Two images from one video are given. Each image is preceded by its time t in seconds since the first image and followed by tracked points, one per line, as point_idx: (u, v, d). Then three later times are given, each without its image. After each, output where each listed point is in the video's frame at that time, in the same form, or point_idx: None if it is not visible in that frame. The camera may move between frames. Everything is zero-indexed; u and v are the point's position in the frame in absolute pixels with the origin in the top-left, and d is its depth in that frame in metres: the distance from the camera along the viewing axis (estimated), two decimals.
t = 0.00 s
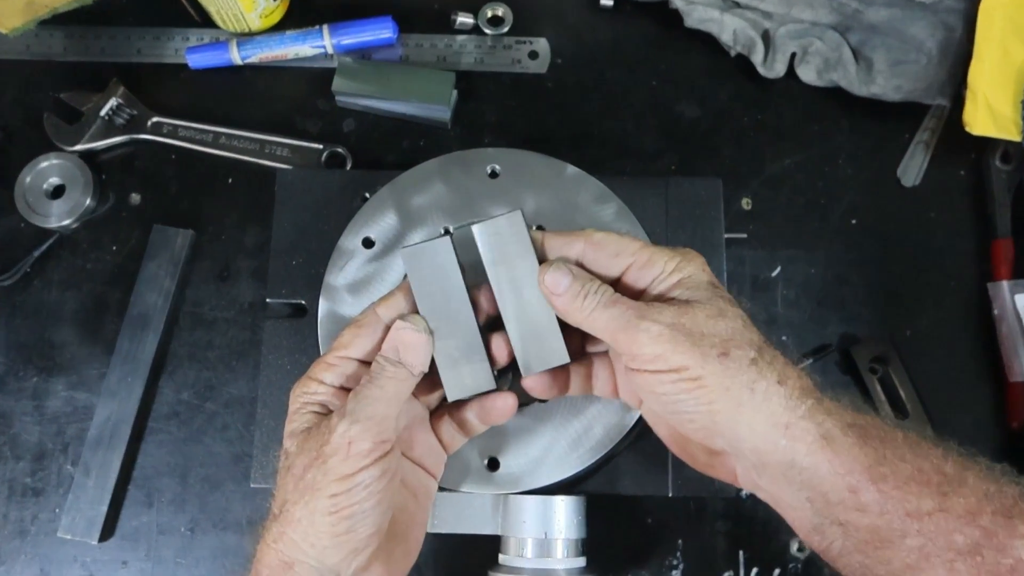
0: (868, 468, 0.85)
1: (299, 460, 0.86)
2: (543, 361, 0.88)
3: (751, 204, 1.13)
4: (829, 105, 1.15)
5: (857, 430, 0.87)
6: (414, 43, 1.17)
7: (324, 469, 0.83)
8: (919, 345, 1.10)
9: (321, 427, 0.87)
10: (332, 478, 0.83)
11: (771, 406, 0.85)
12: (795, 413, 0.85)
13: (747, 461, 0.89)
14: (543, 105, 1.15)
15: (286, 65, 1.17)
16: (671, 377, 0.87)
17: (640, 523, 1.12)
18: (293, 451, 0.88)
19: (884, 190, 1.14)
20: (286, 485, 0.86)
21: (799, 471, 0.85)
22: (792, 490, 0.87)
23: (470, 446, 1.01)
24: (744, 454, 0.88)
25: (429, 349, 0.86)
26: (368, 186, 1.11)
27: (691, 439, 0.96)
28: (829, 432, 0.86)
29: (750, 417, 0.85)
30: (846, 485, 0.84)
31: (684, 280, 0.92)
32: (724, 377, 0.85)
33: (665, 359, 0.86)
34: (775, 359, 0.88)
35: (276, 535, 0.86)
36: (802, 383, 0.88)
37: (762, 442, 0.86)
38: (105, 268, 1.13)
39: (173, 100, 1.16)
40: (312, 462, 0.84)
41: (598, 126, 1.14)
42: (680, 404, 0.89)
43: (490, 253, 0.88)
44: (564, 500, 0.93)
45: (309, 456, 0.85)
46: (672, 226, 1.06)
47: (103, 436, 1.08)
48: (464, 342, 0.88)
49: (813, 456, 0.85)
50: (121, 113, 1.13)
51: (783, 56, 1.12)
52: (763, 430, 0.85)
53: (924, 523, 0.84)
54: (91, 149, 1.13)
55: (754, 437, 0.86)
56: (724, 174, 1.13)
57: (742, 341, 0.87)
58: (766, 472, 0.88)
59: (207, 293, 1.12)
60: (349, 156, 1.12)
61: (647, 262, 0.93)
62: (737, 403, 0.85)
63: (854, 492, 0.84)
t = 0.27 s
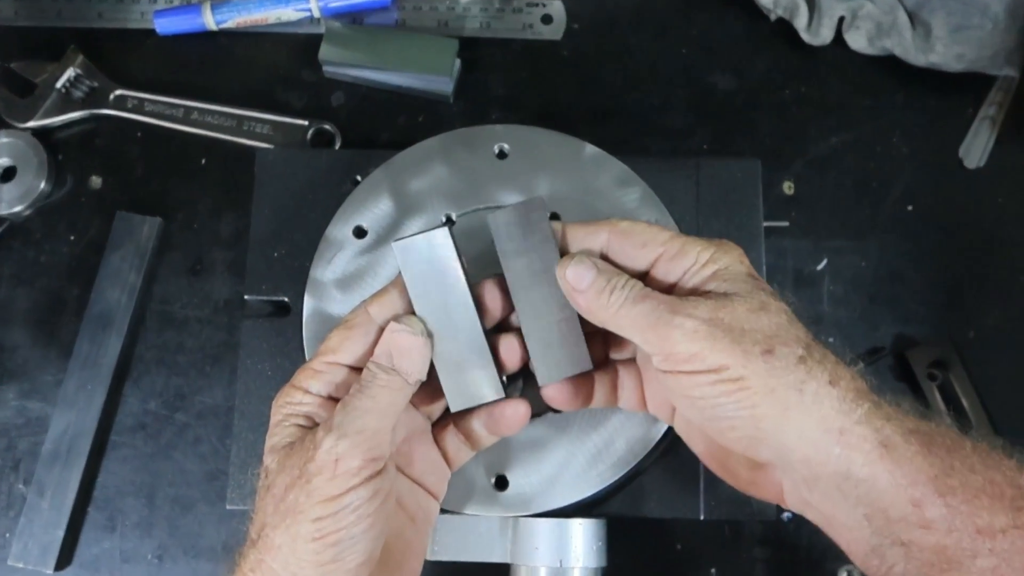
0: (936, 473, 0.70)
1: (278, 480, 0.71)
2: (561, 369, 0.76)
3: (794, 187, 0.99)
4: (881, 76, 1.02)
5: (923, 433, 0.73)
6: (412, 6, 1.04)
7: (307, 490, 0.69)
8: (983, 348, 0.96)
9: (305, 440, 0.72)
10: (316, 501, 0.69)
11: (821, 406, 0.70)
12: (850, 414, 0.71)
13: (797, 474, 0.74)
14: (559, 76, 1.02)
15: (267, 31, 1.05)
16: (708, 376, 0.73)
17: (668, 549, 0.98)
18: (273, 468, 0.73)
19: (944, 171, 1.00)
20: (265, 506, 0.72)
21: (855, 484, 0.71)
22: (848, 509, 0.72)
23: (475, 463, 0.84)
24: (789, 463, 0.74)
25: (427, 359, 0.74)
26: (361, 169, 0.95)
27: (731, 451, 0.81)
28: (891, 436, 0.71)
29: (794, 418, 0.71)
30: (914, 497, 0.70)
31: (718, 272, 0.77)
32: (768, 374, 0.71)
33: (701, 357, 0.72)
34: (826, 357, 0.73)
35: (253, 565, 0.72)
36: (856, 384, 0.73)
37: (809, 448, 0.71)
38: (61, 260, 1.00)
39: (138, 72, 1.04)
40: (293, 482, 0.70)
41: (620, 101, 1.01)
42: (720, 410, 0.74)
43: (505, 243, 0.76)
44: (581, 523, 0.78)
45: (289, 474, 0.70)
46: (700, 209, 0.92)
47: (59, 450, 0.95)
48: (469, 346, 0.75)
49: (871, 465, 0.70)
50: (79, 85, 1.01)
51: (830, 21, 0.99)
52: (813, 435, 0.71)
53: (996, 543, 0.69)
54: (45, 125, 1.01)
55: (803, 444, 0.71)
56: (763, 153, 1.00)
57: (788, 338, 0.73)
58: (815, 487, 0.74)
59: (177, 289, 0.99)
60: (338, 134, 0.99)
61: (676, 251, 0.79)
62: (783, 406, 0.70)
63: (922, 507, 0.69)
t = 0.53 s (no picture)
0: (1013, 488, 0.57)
1: (262, 495, 0.60)
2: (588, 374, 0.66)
3: (837, 172, 0.89)
4: (928, 50, 0.93)
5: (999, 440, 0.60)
6: None
7: (299, 507, 0.57)
8: None
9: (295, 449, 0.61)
10: (310, 519, 0.57)
11: (873, 410, 0.58)
12: (910, 420, 0.58)
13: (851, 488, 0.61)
14: (574, 48, 0.94)
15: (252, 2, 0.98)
16: (746, 384, 0.61)
17: None
18: (255, 481, 0.62)
19: (1002, 154, 0.90)
20: (250, 524, 0.59)
21: (916, 501, 0.58)
22: (906, 529, 0.60)
23: (477, 481, 0.70)
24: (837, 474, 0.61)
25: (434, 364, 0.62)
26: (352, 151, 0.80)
27: (777, 464, 0.66)
28: (958, 444, 0.58)
29: (835, 422, 0.58)
30: (987, 515, 0.57)
31: (763, 267, 0.65)
32: (812, 376, 0.58)
33: (740, 365, 0.60)
34: (883, 356, 0.60)
35: None
36: (917, 385, 0.60)
37: (859, 456, 0.58)
38: (19, 252, 0.90)
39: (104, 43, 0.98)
40: (280, 498, 0.58)
41: (642, 75, 0.92)
42: (761, 423, 0.62)
43: (519, 237, 0.63)
44: (600, 547, 0.69)
45: (275, 489, 0.59)
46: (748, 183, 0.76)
47: (14, 465, 0.83)
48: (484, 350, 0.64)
49: (935, 477, 0.57)
50: (37, 58, 0.94)
51: None
52: (867, 440, 0.58)
53: None
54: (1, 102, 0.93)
55: (856, 454, 0.58)
56: (799, 134, 0.90)
57: (839, 336, 0.60)
58: (868, 503, 0.61)
59: (147, 284, 0.89)
60: (327, 112, 0.90)
61: (715, 243, 0.67)
62: (833, 414, 0.58)
63: (996, 524, 0.57)
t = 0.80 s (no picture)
0: None
1: (254, 500, 0.57)
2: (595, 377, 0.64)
3: (847, 167, 0.87)
4: (940, 42, 0.90)
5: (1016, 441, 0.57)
6: None
7: (293, 512, 0.55)
8: None
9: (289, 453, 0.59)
10: (303, 525, 0.55)
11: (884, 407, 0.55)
12: (921, 418, 0.55)
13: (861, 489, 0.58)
14: (578, 40, 0.92)
15: None
16: (755, 381, 0.58)
17: None
18: (247, 485, 0.59)
19: (1016, 148, 0.88)
20: (243, 527, 0.57)
21: (928, 502, 0.55)
22: (916, 530, 0.57)
23: (477, 484, 0.67)
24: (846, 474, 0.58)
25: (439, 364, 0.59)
26: (352, 146, 0.78)
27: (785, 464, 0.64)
28: (972, 444, 0.55)
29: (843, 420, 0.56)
30: (1002, 516, 0.54)
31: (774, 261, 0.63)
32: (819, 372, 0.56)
33: (749, 362, 0.57)
34: (893, 353, 0.58)
35: None
36: (929, 383, 0.57)
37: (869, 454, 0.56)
38: (8, 250, 0.88)
39: (95, 35, 0.96)
40: (272, 502, 0.56)
41: (648, 68, 0.90)
42: (768, 421, 0.59)
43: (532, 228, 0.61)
44: (604, 553, 0.66)
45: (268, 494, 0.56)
46: (758, 178, 0.74)
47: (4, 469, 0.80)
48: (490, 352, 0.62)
49: (948, 476, 0.55)
50: (27, 50, 0.92)
51: None
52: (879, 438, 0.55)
53: None
54: None
55: (867, 452, 0.55)
56: (808, 128, 0.88)
57: (850, 333, 0.57)
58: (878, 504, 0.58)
59: (139, 283, 0.87)
60: (323, 107, 0.88)
61: (728, 237, 0.65)
62: (843, 411, 0.55)
63: (1011, 525, 0.54)
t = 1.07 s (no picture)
0: None
1: (254, 501, 0.57)
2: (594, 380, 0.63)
3: (847, 167, 0.87)
4: (940, 42, 0.90)
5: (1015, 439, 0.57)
6: None
7: (293, 513, 0.55)
8: None
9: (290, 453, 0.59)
10: (304, 526, 0.55)
11: (883, 406, 0.55)
12: (920, 416, 0.55)
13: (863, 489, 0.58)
14: (577, 40, 0.92)
15: None
16: (754, 380, 0.57)
17: None
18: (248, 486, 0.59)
19: (1016, 148, 0.88)
20: (243, 528, 0.57)
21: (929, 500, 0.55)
22: (914, 528, 0.57)
23: (477, 484, 0.67)
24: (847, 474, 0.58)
25: (434, 364, 0.59)
26: (352, 145, 0.78)
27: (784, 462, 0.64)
28: (971, 441, 0.55)
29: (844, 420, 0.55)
30: (1001, 513, 0.55)
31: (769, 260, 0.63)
32: (818, 372, 0.55)
33: (746, 358, 0.57)
34: (891, 351, 0.57)
35: None
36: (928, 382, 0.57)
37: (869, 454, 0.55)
38: (8, 250, 0.88)
39: (96, 35, 0.96)
40: (272, 503, 0.56)
41: (647, 68, 0.90)
42: (769, 421, 0.59)
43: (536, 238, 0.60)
44: (604, 553, 0.66)
45: (268, 495, 0.56)
46: (758, 178, 0.74)
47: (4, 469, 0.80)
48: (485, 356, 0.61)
49: (947, 474, 0.55)
50: (27, 50, 0.92)
51: None
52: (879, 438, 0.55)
53: None
54: None
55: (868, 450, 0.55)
56: (809, 128, 0.88)
57: (848, 331, 0.57)
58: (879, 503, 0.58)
59: (140, 283, 0.87)
60: (323, 107, 0.88)
61: (724, 237, 0.64)
62: (842, 410, 0.55)
63: (1010, 522, 0.54)
